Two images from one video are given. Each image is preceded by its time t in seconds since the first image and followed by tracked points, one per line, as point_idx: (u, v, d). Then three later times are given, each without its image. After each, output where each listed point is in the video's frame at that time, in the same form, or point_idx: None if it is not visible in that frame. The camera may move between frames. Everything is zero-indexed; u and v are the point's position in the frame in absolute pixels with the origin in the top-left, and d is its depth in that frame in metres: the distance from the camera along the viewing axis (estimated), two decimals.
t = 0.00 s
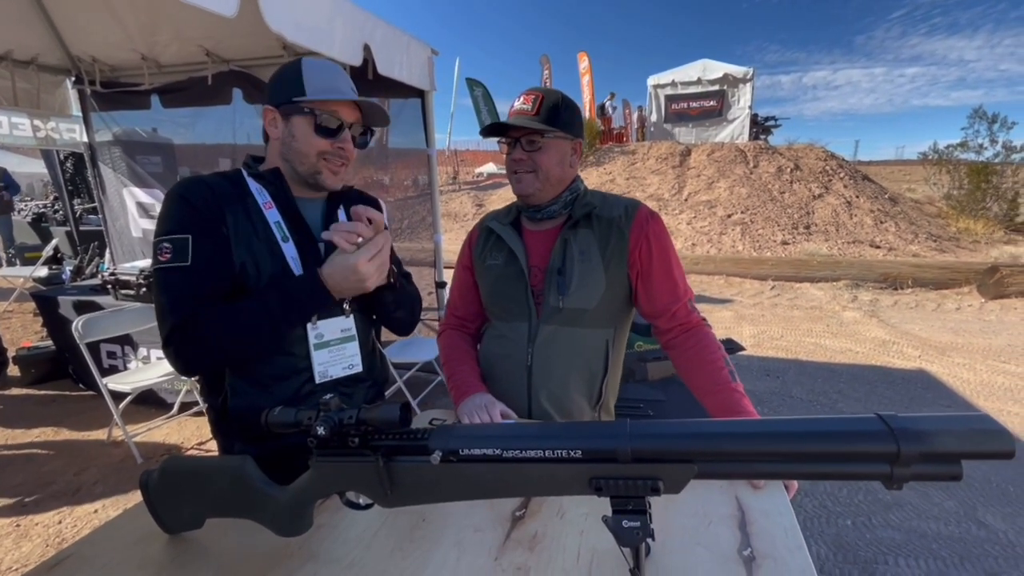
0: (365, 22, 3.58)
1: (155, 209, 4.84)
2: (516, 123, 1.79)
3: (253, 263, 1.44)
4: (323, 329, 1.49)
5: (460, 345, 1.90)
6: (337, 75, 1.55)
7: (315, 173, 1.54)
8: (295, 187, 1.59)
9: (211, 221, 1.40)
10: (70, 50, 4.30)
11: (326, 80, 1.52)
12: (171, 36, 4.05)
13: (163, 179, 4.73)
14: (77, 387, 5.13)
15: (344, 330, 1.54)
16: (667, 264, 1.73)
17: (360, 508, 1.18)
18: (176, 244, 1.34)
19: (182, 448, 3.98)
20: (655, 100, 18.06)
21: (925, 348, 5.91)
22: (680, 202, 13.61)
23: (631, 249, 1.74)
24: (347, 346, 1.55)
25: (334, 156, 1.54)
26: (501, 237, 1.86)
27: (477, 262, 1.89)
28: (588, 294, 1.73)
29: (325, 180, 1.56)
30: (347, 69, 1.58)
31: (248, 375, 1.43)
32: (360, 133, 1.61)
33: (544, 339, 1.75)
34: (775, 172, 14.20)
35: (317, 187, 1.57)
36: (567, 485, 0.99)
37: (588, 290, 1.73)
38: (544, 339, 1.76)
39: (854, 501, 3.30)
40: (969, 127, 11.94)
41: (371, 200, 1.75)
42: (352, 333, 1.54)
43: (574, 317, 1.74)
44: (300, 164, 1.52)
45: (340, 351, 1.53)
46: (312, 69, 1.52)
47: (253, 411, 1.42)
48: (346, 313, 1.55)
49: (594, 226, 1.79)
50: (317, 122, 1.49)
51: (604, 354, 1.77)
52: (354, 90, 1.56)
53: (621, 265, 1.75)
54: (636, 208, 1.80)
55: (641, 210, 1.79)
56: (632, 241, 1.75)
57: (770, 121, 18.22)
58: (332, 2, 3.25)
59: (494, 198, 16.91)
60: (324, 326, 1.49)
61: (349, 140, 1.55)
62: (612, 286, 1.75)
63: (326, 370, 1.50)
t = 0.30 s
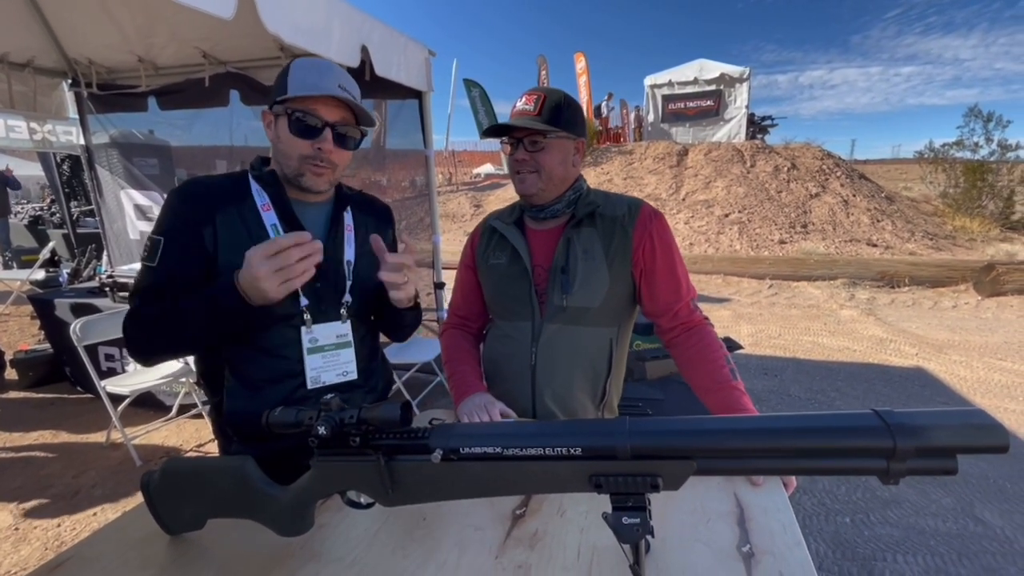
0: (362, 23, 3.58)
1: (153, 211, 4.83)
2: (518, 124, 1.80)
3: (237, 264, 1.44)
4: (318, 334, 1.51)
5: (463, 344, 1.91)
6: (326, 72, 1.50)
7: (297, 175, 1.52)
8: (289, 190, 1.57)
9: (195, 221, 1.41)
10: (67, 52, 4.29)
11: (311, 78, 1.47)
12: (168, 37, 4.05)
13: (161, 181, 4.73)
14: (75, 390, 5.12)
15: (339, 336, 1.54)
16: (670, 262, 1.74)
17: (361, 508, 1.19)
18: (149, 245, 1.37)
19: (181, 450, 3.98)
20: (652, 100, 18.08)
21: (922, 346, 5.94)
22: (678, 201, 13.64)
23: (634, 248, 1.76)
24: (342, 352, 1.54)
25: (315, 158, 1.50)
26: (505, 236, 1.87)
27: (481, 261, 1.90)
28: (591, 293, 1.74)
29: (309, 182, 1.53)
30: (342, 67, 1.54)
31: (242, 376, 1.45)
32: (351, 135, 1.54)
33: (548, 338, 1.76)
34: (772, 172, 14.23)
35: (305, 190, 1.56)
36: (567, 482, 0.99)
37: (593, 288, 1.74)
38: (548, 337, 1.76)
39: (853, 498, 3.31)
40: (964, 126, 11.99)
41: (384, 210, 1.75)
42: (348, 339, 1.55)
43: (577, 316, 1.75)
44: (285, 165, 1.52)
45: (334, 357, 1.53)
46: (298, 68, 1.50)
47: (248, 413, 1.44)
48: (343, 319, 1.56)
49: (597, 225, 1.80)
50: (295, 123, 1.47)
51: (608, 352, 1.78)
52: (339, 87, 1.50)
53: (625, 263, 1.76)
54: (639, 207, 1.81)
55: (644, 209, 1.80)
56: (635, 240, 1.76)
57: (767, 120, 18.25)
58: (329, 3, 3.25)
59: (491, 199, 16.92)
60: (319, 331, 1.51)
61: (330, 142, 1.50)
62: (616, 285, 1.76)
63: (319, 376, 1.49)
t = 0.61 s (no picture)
0: (360, 24, 3.58)
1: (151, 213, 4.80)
2: (515, 124, 1.80)
3: (230, 268, 1.44)
4: (312, 338, 1.51)
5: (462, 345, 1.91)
6: (321, 71, 1.48)
7: (293, 177, 1.52)
8: (286, 192, 1.57)
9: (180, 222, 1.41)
10: (64, 54, 4.28)
11: (305, 79, 1.47)
12: (165, 39, 4.05)
13: (158, 183, 4.72)
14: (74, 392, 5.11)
15: (333, 340, 1.54)
16: (670, 264, 1.75)
17: (361, 508, 1.19)
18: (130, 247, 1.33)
19: (180, 452, 3.97)
20: (649, 100, 18.10)
21: (920, 344, 5.95)
22: (676, 201, 13.66)
23: (635, 249, 1.77)
24: (336, 357, 1.54)
25: (310, 160, 1.50)
26: (505, 237, 1.87)
27: (481, 262, 1.90)
28: (592, 293, 1.74)
29: (307, 186, 1.53)
30: (339, 66, 1.53)
31: (238, 378, 1.46)
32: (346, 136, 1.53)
33: (548, 339, 1.77)
34: (769, 171, 14.25)
35: (302, 193, 1.56)
36: (566, 480, 1.00)
37: (593, 289, 1.74)
38: (548, 338, 1.77)
39: (851, 496, 3.31)
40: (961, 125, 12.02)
41: (391, 215, 1.74)
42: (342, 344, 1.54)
43: (578, 317, 1.76)
44: (281, 166, 1.53)
45: (327, 362, 1.53)
46: (293, 68, 1.49)
47: (245, 417, 1.44)
48: (340, 323, 1.56)
49: (597, 226, 1.81)
50: (288, 126, 1.48)
51: (607, 353, 1.79)
52: (333, 88, 1.49)
53: (625, 265, 1.77)
54: (639, 208, 1.82)
55: (644, 211, 1.81)
56: (635, 242, 1.77)
57: (764, 119, 18.27)
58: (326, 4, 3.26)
59: (490, 199, 16.92)
60: (313, 335, 1.51)
61: (324, 144, 1.49)
62: (616, 286, 1.77)
63: (311, 381, 1.50)
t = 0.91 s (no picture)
0: (359, 24, 3.59)
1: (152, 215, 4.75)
2: (513, 125, 1.82)
3: (226, 271, 1.43)
4: (310, 339, 1.51)
5: (462, 345, 1.92)
6: (329, 83, 1.47)
7: (303, 190, 1.51)
8: (281, 195, 1.57)
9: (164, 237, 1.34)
10: (63, 54, 4.28)
11: (314, 93, 1.46)
12: (164, 40, 4.05)
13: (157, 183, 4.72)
14: (73, 393, 5.11)
15: (333, 342, 1.55)
16: (669, 264, 1.76)
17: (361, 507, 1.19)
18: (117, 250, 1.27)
19: (179, 452, 3.98)
20: (649, 99, 18.12)
21: (918, 343, 5.96)
22: (675, 200, 13.67)
23: (634, 249, 1.77)
24: (335, 358, 1.55)
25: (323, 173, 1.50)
26: (505, 238, 1.88)
27: (480, 263, 1.91)
28: (591, 293, 1.75)
29: (314, 198, 1.53)
30: (342, 74, 1.51)
31: (233, 379, 1.44)
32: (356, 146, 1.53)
33: (548, 338, 1.77)
34: (768, 170, 14.27)
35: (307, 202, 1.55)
36: (565, 479, 1.00)
37: (592, 289, 1.75)
38: (547, 337, 1.77)
39: (850, 495, 3.32)
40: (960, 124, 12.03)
41: (383, 212, 1.76)
42: (341, 346, 1.55)
43: (577, 316, 1.76)
44: (288, 178, 1.51)
45: (326, 363, 1.53)
46: (299, 79, 1.46)
47: (242, 419, 1.44)
48: (337, 325, 1.57)
49: (597, 226, 1.82)
50: (300, 139, 1.45)
51: (607, 352, 1.79)
52: (342, 98, 1.48)
53: (625, 264, 1.77)
54: (639, 209, 1.82)
55: (644, 211, 1.81)
56: (635, 242, 1.77)
57: (763, 119, 18.28)
58: (325, 4, 3.26)
59: (489, 199, 16.92)
60: (311, 336, 1.51)
61: (338, 157, 1.50)
62: (616, 286, 1.77)
63: (311, 383, 1.50)
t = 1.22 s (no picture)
0: (359, 24, 3.59)
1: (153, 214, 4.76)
2: (511, 125, 1.82)
3: (222, 266, 1.42)
4: (307, 333, 1.51)
5: (461, 345, 1.93)
6: (304, 89, 1.44)
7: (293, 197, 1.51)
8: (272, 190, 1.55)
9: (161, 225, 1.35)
10: (63, 54, 4.29)
11: (290, 102, 1.43)
12: (164, 40, 4.06)
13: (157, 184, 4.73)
14: (74, 393, 5.12)
15: (329, 334, 1.56)
16: (667, 264, 1.77)
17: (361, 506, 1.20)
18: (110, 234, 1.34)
19: (180, 451, 3.99)
20: (649, 99, 18.12)
21: (918, 343, 5.97)
22: (675, 200, 13.67)
23: (633, 249, 1.78)
24: (332, 351, 1.56)
25: (308, 181, 1.48)
26: (504, 238, 1.88)
27: (479, 263, 1.91)
28: (590, 293, 1.76)
29: (303, 203, 1.52)
30: (319, 77, 1.47)
31: (227, 377, 1.43)
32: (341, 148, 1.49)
33: (547, 338, 1.78)
34: (768, 170, 14.27)
35: (296, 206, 1.55)
36: (562, 478, 1.01)
37: (591, 288, 1.76)
38: (547, 337, 1.78)
39: (849, 495, 3.33)
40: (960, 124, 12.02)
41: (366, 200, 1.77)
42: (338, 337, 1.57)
43: (577, 316, 1.77)
44: (278, 186, 1.51)
45: (324, 356, 1.54)
46: (279, 86, 1.43)
47: (239, 417, 1.43)
48: (333, 317, 1.58)
49: (596, 226, 1.82)
50: (282, 150, 1.42)
51: (606, 352, 1.80)
52: (322, 104, 1.46)
53: (624, 264, 1.78)
54: (637, 208, 1.83)
55: (642, 211, 1.82)
56: (634, 241, 1.78)
57: (763, 119, 18.28)
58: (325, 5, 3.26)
59: (489, 199, 16.92)
60: (308, 330, 1.52)
61: (322, 162, 1.45)
62: (615, 285, 1.78)
63: (311, 376, 1.51)
